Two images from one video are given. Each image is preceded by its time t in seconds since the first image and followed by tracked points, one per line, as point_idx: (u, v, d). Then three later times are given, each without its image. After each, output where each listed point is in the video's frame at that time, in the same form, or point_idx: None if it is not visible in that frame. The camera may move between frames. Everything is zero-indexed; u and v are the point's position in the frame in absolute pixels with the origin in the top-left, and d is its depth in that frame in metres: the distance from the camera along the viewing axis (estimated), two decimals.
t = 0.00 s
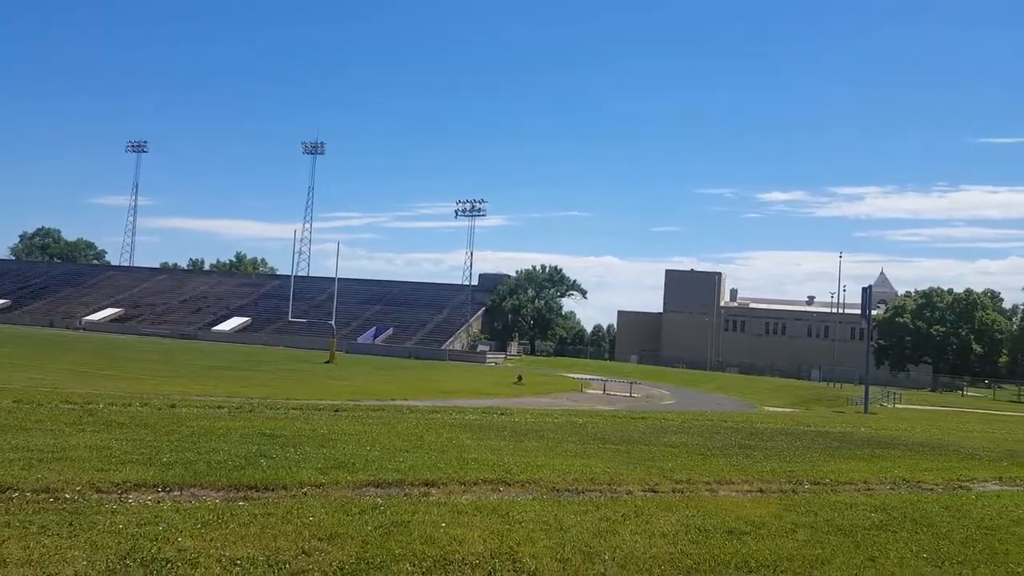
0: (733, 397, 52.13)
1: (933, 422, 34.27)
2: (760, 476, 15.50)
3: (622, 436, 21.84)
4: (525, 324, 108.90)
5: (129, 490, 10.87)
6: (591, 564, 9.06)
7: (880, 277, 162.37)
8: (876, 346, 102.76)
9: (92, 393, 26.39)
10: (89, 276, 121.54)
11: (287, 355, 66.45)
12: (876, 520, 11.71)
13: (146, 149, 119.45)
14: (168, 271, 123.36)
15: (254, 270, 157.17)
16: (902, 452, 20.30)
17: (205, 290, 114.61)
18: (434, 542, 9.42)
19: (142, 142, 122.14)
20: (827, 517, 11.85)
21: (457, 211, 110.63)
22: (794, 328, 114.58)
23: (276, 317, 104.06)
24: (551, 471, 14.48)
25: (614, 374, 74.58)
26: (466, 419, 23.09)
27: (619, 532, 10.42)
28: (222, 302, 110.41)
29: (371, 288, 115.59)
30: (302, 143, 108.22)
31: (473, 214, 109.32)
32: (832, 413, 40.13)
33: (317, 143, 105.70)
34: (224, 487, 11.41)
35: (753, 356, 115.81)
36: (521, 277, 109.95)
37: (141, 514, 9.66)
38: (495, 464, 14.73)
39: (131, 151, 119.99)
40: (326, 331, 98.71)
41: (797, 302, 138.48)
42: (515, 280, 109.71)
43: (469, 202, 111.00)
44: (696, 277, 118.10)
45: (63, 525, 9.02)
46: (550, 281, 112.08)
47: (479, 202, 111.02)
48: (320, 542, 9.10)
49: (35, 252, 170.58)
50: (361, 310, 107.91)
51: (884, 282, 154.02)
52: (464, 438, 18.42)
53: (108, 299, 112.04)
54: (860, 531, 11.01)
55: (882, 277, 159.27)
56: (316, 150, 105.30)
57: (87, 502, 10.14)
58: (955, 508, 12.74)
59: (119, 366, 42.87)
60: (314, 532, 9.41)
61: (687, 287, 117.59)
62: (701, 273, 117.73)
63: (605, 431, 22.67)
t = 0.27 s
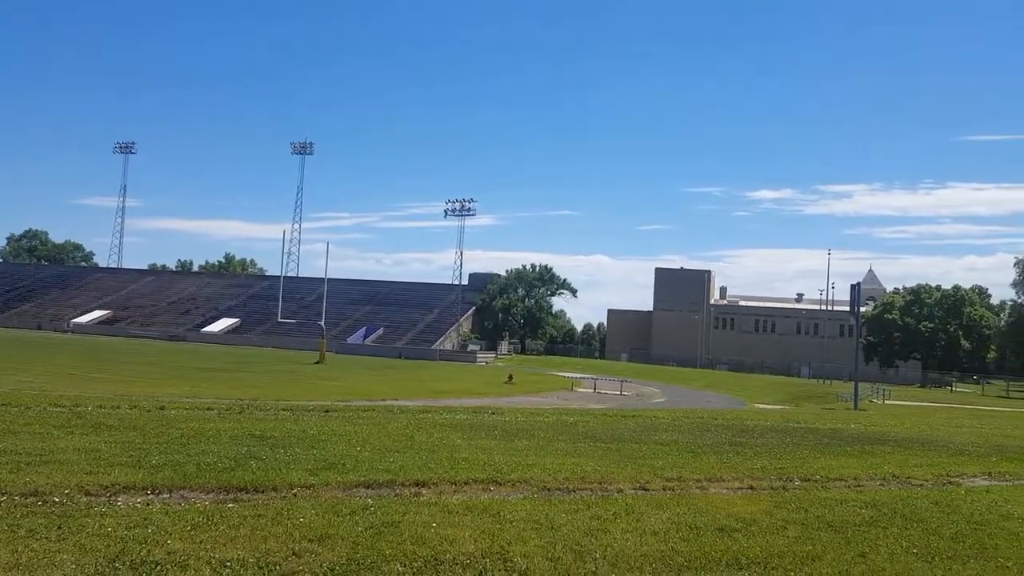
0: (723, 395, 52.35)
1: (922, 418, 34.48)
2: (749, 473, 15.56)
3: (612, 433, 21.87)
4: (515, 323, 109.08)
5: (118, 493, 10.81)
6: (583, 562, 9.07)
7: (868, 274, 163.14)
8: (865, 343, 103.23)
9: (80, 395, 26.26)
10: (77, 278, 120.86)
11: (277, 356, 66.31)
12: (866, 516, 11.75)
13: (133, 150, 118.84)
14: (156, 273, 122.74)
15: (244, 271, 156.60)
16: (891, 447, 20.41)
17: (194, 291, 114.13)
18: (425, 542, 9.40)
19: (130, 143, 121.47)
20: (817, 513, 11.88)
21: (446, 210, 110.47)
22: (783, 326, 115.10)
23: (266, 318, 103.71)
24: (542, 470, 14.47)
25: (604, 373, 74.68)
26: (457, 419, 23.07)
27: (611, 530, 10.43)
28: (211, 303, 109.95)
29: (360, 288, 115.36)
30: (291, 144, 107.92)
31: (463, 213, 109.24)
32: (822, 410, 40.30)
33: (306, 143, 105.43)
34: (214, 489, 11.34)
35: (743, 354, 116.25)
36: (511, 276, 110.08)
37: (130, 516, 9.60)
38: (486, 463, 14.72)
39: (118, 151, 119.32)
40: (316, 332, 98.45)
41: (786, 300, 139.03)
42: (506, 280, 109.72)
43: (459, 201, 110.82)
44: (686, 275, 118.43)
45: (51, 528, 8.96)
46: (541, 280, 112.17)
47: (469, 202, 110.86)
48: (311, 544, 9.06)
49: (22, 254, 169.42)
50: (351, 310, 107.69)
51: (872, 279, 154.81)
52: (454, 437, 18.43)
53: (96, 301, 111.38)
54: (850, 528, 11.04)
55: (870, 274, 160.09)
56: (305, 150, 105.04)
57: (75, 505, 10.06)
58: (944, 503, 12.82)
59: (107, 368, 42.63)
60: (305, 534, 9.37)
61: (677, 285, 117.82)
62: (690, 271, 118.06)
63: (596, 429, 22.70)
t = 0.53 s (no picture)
0: (712, 395, 52.53)
1: (908, 417, 34.72)
2: (737, 472, 15.61)
3: (601, 434, 21.88)
4: (504, 323, 109.06)
5: (104, 496, 10.73)
6: (572, 562, 9.07)
7: (855, 274, 163.96)
8: (852, 343, 103.76)
9: (65, 397, 26.06)
10: (62, 278, 119.97)
11: (265, 357, 66.04)
12: (853, 515, 11.81)
13: (119, 150, 118.04)
14: (142, 273, 122.01)
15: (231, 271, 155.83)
16: (878, 447, 20.51)
17: (181, 292, 113.52)
18: (414, 544, 9.38)
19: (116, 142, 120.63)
20: (805, 512, 11.93)
21: (435, 211, 110.17)
22: (771, 326, 115.63)
23: (254, 318, 103.28)
24: (531, 470, 14.47)
25: (593, 373, 74.77)
26: (446, 419, 23.04)
27: (600, 530, 10.44)
28: (199, 303, 109.38)
29: (349, 288, 115.05)
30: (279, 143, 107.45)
31: (452, 213, 109.00)
32: (810, 409, 40.47)
33: (294, 143, 105.02)
34: (200, 491, 11.29)
35: (731, 354, 116.66)
36: (500, 277, 110.08)
37: (116, 519, 9.54)
38: (475, 464, 14.71)
39: (104, 151, 118.53)
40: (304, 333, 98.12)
41: (774, 300, 139.61)
42: (495, 280, 109.69)
43: (448, 202, 110.55)
44: (675, 275, 118.74)
45: (35, 531, 8.89)
46: (530, 281, 112.15)
47: (459, 202, 110.52)
48: (298, 545, 9.04)
49: (7, 254, 168.10)
50: (339, 310, 107.40)
51: (859, 280, 155.71)
52: (443, 438, 18.39)
53: (82, 302, 110.59)
54: (836, 526, 11.10)
55: (857, 274, 160.95)
56: (293, 150, 104.62)
57: (60, 508, 9.98)
58: (930, 502, 12.90)
59: (93, 370, 42.33)
60: (292, 536, 9.33)
61: (666, 285, 118.05)
62: (679, 272, 118.38)
63: (585, 430, 22.71)
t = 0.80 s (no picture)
0: (700, 395, 52.68)
1: (895, 416, 35.01)
2: (725, 472, 15.67)
3: (591, 434, 21.88)
4: (493, 324, 109.03)
5: (91, 499, 10.66)
6: (561, 562, 9.07)
7: (842, 274, 164.78)
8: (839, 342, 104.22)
9: (50, 400, 25.84)
10: (48, 280, 119.05)
11: (252, 359, 65.74)
12: (840, 513, 11.88)
13: (105, 150, 117.24)
14: (129, 275, 121.25)
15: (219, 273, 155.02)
16: (865, 446, 20.59)
17: (168, 293, 112.92)
18: (403, 545, 9.36)
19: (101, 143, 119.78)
20: (793, 511, 11.99)
21: (425, 211, 109.93)
22: (759, 326, 116.13)
23: (242, 320, 102.80)
24: (520, 471, 14.49)
25: (583, 373, 74.85)
26: (436, 421, 23.00)
27: (589, 530, 10.45)
28: (186, 305, 108.76)
29: (338, 289, 114.76)
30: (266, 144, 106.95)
31: (441, 214, 108.77)
32: (798, 409, 40.68)
33: (283, 143, 104.70)
34: (188, 493, 11.24)
35: (719, 354, 117.07)
36: (489, 278, 110.03)
37: (103, 522, 9.48)
38: (465, 465, 14.70)
39: (90, 152, 117.67)
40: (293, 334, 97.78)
41: (762, 300, 140.15)
42: (484, 281, 109.62)
43: (437, 202, 110.28)
44: (663, 275, 119.02)
45: (20, 535, 8.83)
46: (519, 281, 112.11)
47: (448, 203, 110.21)
48: (287, 547, 9.01)
49: None
50: (328, 312, 107.09)
51: (845, 279, 156.60)
52: (432, 439, 18.35)
53: (68, 304, 109.78)
54: (824, 525, 11.16)
55: (844, 274, 161.79)
56: (281, 150, 104.18)
57: (46, 511, 9.91)
58: (917, 500, 12.98)
59: (78, 372, 42.03)
60: (281, 538, 9.30)
61: (655, 286, 118.32)
62: (668, 272, 118.67)
63: (574, 430, 22.72)
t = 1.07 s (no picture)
0: (688, 395, 52.85)
1: (881, 415, 35.25)
2: (713, 472, 15.71)
3: (579, 435, 21.90)
4: (482, 325, 109.00)
5: (75, 501, 10.58)
6: (550, 563, 9.06)
7: (829, 275, 165.65)
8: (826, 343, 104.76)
9: (35, 402, 25.64)
10: (33, 281, 118.13)
11: (240, 360, 65.47)
12: (827, 513, 11.92)
13: (91, 150, 116.45)
14: (115, 275, 120.47)
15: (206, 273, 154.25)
16: (852, 446, 20.69)
17: (155, 294, 112.30)
18: (391, 547, 9.34)
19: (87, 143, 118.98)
20: (780, 511, 12.03)
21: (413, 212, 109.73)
22: (747, 326, 116.58)
23: (229, 321, 102.37)
24: (508, 472, 14.49)
25: (572, 374, 74.95)
26: (425, 422, 22.94)
27: (577, 531, 10.45)
28: (173, 306, 108.18)
29: (326, 290, 114.45)
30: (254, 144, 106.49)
31: (430, 215, 108.70)
32: (786, 409, 40.89)
33: (270, 143, 104.31)
34: (174, 495, 11.17)
35: (707, 354, 117.48)
36: (478, 278, 109.96)
37: (87, 525, 9.41)
38: (454, 466, 14.68)
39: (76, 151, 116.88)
40: (281, 335, 97.45)
41: (750, 301, 140.72)
42: (473, 281, 109.55)
43: (426, 203, 110.17)
44: (652, 276, 119.29)
45: (3, 539, 8.75)
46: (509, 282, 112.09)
47: (437, 203, 110.15)
48: (274, 549, 8.97)
49: None
50: (316, 312, 106.77)
51: (832, 280, 157.46)
52: (421, 440, 18.31)
53: (53, 305, 108.97)
54: (812, 525, 11.20)
55: (831, 275, 162.67)
56: (269, 150, 103.83)
57: (30, 514, 9.84)
58: (903, 499, 13.06)
59: (64, 373, 41.77)
60: (267, 540, 9.26)
61: (644, 287, 118.58)
62: (657, 273, 118.96)
63: (563, 431, 22.74)
